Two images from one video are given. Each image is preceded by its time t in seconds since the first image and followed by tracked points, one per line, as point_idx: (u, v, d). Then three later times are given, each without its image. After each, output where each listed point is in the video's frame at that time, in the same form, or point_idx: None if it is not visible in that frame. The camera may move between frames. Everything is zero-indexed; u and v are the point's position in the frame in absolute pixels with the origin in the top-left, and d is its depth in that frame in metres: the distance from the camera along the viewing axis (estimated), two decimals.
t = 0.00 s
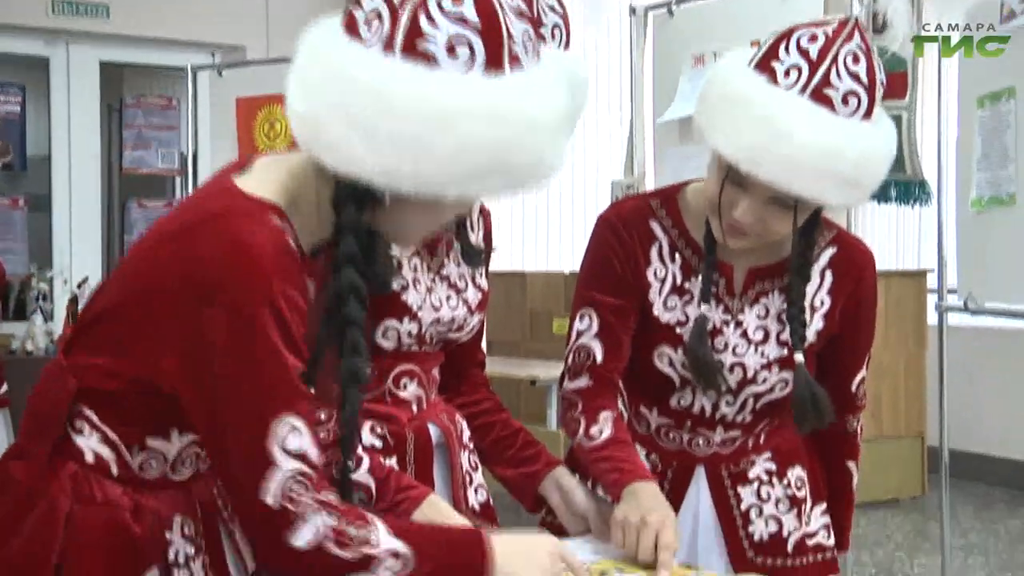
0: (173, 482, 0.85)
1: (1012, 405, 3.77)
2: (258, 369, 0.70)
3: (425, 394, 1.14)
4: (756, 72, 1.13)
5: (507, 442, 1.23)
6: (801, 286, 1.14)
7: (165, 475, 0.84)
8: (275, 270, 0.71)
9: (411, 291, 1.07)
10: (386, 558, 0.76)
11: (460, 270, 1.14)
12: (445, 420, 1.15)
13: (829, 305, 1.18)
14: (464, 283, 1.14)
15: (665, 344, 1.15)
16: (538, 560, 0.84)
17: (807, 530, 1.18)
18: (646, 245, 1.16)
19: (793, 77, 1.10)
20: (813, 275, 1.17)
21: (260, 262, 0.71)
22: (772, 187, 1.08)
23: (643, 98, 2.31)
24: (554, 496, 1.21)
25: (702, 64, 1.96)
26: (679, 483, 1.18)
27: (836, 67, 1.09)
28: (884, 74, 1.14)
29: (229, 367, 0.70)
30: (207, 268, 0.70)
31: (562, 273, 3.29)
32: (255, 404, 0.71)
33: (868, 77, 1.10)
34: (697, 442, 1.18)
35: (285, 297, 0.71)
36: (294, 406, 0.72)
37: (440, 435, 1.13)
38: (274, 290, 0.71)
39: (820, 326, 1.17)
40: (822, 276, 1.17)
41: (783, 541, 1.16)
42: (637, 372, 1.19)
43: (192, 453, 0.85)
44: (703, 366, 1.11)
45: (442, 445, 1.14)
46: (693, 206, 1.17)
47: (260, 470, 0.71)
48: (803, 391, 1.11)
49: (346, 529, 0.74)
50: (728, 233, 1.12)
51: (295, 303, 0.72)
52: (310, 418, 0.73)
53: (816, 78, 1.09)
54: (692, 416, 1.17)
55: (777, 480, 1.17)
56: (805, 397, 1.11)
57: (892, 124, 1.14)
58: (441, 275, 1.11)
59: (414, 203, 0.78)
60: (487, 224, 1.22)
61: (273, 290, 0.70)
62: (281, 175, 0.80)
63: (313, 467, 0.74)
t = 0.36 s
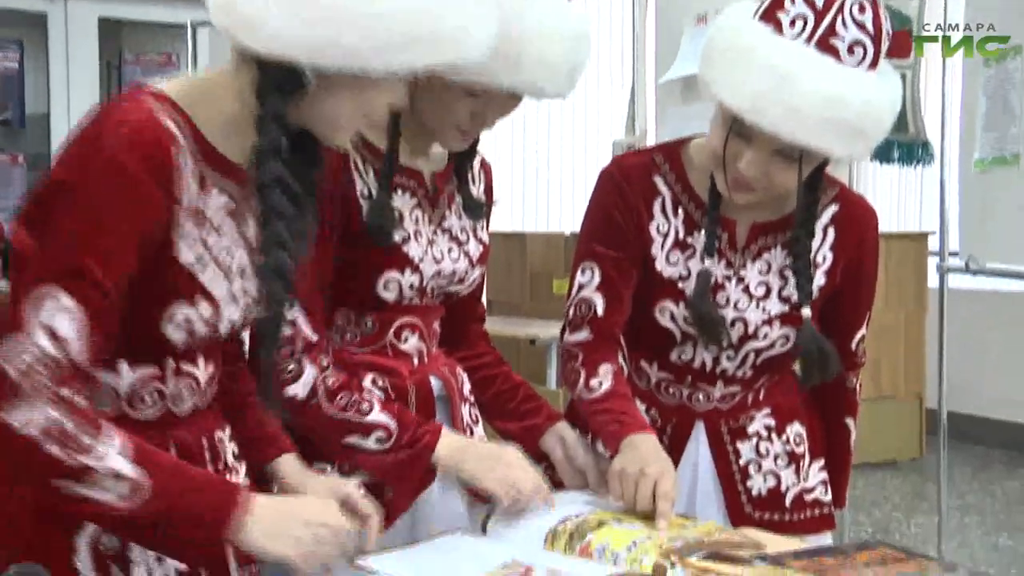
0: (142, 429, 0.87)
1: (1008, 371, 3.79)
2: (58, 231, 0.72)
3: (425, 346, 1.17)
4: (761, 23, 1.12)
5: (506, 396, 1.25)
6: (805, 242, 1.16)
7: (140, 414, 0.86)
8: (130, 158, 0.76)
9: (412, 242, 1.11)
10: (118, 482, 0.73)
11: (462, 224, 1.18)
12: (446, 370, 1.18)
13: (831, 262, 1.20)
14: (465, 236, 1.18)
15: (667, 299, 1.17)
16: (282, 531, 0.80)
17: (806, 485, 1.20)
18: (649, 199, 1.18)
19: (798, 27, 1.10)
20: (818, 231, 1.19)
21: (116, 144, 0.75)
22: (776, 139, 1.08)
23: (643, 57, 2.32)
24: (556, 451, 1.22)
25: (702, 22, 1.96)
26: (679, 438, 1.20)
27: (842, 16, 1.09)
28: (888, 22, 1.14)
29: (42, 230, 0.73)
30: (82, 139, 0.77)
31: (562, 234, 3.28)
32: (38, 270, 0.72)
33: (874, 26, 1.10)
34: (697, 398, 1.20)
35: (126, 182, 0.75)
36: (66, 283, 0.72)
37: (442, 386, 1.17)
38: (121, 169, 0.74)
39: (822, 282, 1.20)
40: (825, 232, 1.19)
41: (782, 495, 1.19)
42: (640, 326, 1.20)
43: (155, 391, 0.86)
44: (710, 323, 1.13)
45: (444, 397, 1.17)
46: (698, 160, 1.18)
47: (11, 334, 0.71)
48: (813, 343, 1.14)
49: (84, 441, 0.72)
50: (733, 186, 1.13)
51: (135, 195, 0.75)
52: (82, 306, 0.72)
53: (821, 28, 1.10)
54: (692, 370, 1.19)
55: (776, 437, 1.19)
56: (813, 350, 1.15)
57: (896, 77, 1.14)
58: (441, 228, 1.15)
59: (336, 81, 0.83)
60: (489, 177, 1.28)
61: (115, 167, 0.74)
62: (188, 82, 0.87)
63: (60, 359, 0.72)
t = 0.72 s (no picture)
0: (141, 364, 1.01)
1: None
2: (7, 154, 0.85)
3: (433, 295, 1.29)
4: None
5: (517, 345, 1.38)
6: (812, 193, 1.31)
7: (90, 351, 0.99)
8: (83, 84, 0.88)
9: (422, 191, 1.22)
10: (10, 400, 0.86)
11: (470, 171, 1.30)
12: (453, 319, 1.31)
13: (839, 213, 1.35)
14: (474, 183, 1.30)
15: (676, 248, 1.33)
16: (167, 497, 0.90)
17: (809, 433, 1.38)
18: (659, 148, 1.33)
19: None
20: (826, 181, 1.34)
21: (78, 69, 0.88)
22: (786, 82, 1.21)
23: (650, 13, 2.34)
24: (563, 398, 1.35)
25: None
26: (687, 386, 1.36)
27: None
28: None
29: None
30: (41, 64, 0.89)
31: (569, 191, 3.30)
32: None
33: None
34: (705, 346, 1.36)
35: (62, 102, 0.87)
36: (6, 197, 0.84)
37: (450, 334, 1.29)
38: (66, 92, 0.87)
39: (831, 231, 1.35)
40: (834, 182, 1.34)
41: (787, 442, 1.37)
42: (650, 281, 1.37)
43: (145, 331, 1.00)
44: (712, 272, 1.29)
45: (452, 344, 1.29)
46: (704, 104, 1.34)
47: None
48: (816, 292, 1.32)
49: None
50: (743, 128, 1.28)
51: (84, 112, 0.88)
52: (8, 218, 0.84)
53: None
54: (699, 319, 1.35)
55: (782, 386, 1.36)
56: (817, 295, 1.32)
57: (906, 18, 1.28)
58: (450, 175, 1.26)
59: (317, 8, 0.95)
60: (495, 128, 1.38)
61: (63, 90, 0.87)
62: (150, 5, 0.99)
63: None
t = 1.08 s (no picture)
0: (146, 331, 1.02)
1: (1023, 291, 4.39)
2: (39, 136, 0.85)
3: (434, 260, 1.32)
4: None
5: (521, 312, 1.38)
6: (820, 155, 1.41)
7: (98, 318, 0.99)
8: (117, 68, 0.89)
9: (421, 151, 1.25)
10: (52, 383, 0.87)
11: (472, 135, 1.32)
12: (455, 286, 1.32)
13: (845, 177, 1.44)
14: (476, 147, 1.32)
15: (679, 209, 1.42)
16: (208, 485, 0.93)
17: (811, 400, 1.49)
18: (664, 107, 1.42)
19: None
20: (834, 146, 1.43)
21: (109, 51, 0.88)
22: (799, 32, 1.29)
23: None
24: (565, 363, 1.35)
25: None
26: (690, 348, 1.47)
27: None
28: None
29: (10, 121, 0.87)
30: (72, 45, 0.89)
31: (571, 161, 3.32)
32: (26, 155, 0.84)
33: None
34: (707, 313, 1.47)
35: (96, 85, 0.87)
36: (42, 184, 0.85)
37: (448, 300, 1.30)
38: (99, 75, 0.87)
39: (837, 195, 1.45)
40: (840, 147, 1.43)
41: (788, 406, 1.48)
42: (654, 248, 1.46)
43: (151, 298, 1.01)
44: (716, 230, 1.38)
45: (453, 312, 1.31)
46: (710, 67, 1.43)
47: None
48: (825, 254, 1.40)
49: (26, 338, 0.86)
50: (755, 79, 1.34)
51: (115, 96, 0.88)
52: (45, 203, 0.85)
53: None
54: (702, 284, 1.45)
55: (783, 352, 1.47)
56: (828, 261, 1.41)
57: None
58: (452, 138, 1.29)
59: None
60: (498, 94, 1.39)
61: (99, 74, 0.87)
62: None
63: (10, 248, 0.84)
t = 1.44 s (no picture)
0: (153, 305, 1.02)
1: None
2: (46, 110, 0.85)
3: (432, 236, 1.32)
4: None
5: (520, 290, 1.38)
6: (819, 129, 1.42)
7: (106, 293, 0.99)
8: (121, 41, 0.88)
9: (422, 121, 1.25)
10: (53, 369, 0.87)
11: (474, 108, 1.32)
12: (451, 262, 1.32)
13: (841, 153, 1.45)
14: (476, 121, 1.32)
15: (677, 183, 1.42)
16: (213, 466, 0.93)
17: (808, 375, 1.49)
18: (662, 82, 1.43)
19: None
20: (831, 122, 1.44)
21: (112, 24, 0.88)
22: None
23: None
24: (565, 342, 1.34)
25: None
26: (688, 323, 1.47)
27: None
28: None
29: (18, 96, 0.87)
30: (76, 20, 0.89)
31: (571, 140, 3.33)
32: (30, 131, 0.85)
33: None
34: (704, 287, 1.47)
35: (100, 58, 0.87)
36: (48, 161, 0.85)
37: (445, 276, 1.30)
38: (105, 50, 0.87)
39: (833, 171, 1.45)
40: (837, 123, 1.44)
41: (785, 381, 1.48)
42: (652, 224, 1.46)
43: (159, 273, 1.00)
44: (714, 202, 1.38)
45: (449, 287, 1.31)
46: (709, 45, 1.43)
47: None
48: (824, 227, 1.41)
49: (32, 321, 0.87)
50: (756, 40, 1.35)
51: (120, 71, 0.88)
52: (51, 180, 0.85)
53: None
54: (699, 259, 1.45)
55: (780, 327, 1.47)
56: (827, 234, 1.42)
57: None
58: (453, 109, 1.29)
59: None
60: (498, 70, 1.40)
61: (102, 47, 0.87)
62: None
63: (16, 225, 0.85)
